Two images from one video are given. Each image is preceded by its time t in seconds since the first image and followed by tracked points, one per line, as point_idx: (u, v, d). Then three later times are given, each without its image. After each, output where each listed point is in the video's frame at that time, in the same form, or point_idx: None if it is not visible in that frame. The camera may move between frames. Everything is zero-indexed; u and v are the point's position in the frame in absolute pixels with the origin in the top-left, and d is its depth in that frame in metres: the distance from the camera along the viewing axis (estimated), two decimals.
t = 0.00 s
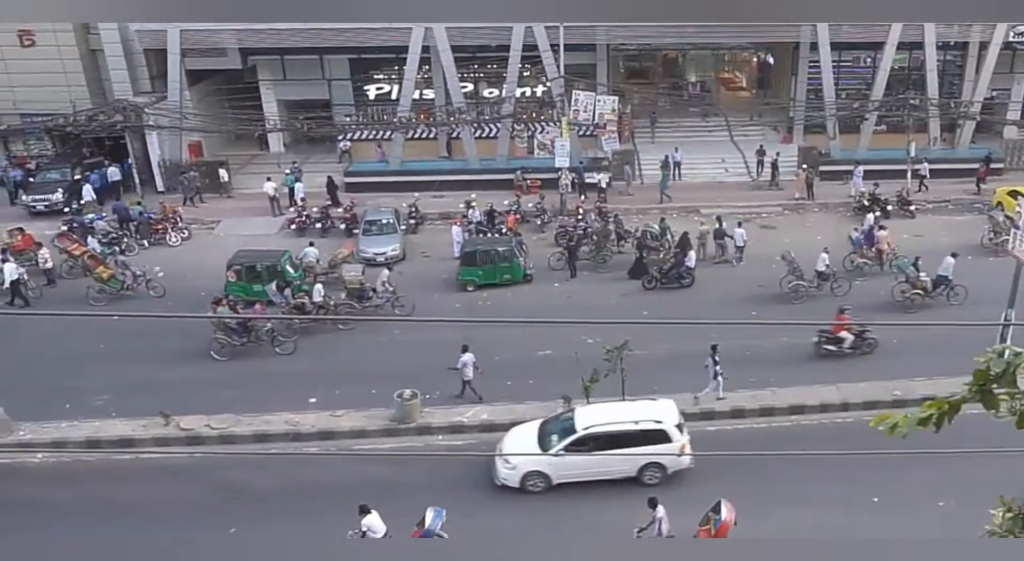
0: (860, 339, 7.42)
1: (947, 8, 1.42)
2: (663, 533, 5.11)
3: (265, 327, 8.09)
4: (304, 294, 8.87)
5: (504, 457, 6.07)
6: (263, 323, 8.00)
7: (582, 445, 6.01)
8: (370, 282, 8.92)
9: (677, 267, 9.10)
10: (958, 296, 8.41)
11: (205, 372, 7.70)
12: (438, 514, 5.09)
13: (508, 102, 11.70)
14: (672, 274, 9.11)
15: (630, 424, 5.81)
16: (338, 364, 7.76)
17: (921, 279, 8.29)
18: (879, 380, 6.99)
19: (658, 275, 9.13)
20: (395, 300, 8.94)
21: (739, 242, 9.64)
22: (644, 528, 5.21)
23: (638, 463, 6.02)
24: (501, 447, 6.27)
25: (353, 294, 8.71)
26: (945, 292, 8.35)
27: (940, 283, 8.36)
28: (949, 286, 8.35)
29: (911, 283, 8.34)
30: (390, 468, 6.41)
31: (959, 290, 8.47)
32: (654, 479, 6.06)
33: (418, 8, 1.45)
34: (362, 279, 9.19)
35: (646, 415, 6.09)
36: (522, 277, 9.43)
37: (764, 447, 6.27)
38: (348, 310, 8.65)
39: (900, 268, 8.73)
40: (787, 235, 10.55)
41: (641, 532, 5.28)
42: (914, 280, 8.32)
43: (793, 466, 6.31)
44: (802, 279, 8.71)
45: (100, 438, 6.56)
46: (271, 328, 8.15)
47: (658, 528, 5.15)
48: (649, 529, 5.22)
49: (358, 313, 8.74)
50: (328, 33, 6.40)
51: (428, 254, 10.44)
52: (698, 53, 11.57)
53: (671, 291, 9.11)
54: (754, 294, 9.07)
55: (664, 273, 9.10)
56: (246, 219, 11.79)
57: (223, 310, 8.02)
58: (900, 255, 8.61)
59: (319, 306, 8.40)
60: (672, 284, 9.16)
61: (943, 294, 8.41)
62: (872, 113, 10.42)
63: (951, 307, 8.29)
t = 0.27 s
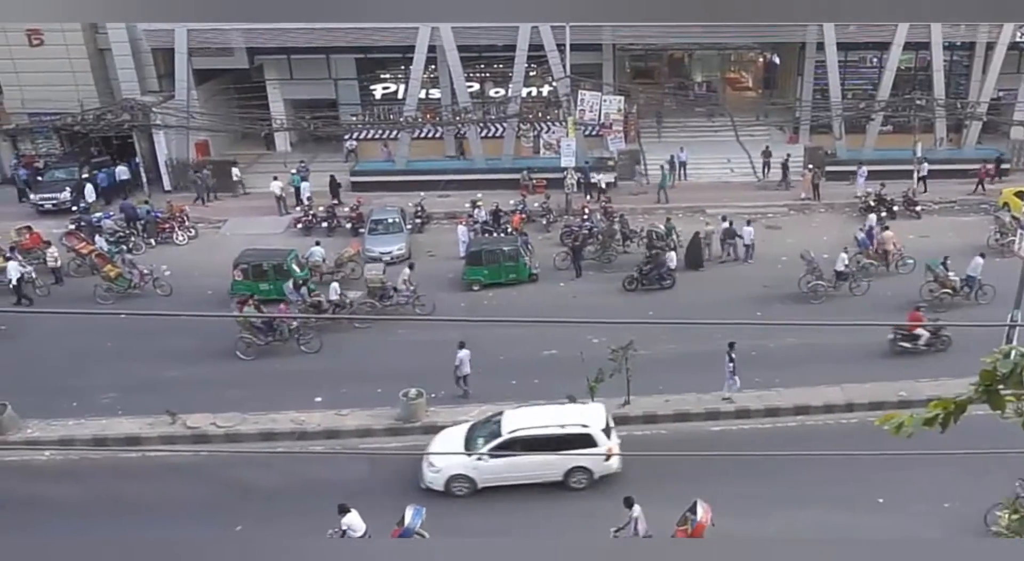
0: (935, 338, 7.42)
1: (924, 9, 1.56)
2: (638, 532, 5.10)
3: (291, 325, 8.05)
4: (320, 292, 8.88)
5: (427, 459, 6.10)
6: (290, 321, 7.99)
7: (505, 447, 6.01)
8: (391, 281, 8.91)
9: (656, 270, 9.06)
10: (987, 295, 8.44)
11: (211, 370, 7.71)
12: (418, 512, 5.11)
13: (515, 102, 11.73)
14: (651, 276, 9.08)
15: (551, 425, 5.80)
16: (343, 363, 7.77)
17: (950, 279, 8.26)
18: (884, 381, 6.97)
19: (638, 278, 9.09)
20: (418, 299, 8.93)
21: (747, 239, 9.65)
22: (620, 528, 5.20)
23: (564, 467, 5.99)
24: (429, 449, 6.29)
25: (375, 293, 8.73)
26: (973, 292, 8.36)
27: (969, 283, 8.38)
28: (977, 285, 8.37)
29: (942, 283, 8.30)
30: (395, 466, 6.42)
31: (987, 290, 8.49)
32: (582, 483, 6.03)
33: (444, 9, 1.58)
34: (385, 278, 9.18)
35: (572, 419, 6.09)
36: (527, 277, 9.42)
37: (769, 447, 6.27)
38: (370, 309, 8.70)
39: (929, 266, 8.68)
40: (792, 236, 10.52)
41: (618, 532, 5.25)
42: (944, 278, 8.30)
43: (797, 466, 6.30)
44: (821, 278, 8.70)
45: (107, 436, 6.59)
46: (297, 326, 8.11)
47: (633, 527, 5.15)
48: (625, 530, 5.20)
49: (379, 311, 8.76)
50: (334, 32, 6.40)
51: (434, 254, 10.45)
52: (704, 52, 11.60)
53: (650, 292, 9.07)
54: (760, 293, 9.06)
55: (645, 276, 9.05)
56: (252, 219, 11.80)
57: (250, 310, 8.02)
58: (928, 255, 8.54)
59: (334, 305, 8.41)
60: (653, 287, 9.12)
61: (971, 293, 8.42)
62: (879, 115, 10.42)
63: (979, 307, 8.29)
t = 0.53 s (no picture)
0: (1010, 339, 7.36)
1: (925, 9, 1.66)
2: (611, 531, 5.15)
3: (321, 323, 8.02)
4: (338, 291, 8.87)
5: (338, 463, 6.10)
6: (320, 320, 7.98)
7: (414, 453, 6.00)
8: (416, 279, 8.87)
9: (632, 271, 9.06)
10: None
11: (218, 368, 7.73)
12: (394, 511, 5.19)
13: (521, 102, 11.73)
14: (627, 277, 9.08)
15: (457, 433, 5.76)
16: (349, 362, 7.78)
17: (988, 279, 8.22)
18: (891, 382, 6.95)
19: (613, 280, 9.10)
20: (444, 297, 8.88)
21: (758, 237, 9.66)
22: (593, 527, 5.23)
23: (474, 471, 5.99)
24: (342, 452, 6.29)
25: (400, 292, 8.69)
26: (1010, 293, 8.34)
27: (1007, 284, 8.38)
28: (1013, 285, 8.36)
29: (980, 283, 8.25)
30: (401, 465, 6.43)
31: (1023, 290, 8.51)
32: (492, 487, 6.04)
33: (465, 9, 1.65)
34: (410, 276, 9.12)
35: (483, 423, 6.00)
36: (533, 276, 9.42)
37: (775, 447, 6.26)
38: (397, 308, 8.69)
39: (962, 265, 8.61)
40: (799, 237, 10.45)
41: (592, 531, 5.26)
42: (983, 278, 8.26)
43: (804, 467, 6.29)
44: (844, 279, 8.66)
45: (115, 434, 6.62)
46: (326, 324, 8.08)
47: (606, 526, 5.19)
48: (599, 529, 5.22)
49: (405, 310, 8.73)
50: (341, 32, 6.42)
51: (439, 254, 10.46)
52: (712, 52, 11.88)
53: (627, 294, 9.06)
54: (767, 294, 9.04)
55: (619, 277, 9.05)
56: (259, 217, 11.82)
57: (279, 309, 8.00)
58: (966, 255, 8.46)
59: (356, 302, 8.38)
60: (629, 289, 9.10)
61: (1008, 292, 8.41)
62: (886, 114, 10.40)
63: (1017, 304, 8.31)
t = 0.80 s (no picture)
0: None
1: (933, 9, 1.66)
2: (583, 530, 5.16)
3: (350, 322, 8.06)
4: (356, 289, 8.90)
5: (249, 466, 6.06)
6: (350, 318, 8.05)
7: (326, 454, 5.99)
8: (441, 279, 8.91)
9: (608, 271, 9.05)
10: None
11: (225, 366, 7.76)
12: (369, 510, 5.28)
13: (527, 101, 11.74)
14: (603, 278, 9.07)
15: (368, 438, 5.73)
16: (356, 361, 7.80)
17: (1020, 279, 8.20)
18: (898, 383, 6.94)
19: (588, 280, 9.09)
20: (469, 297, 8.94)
21: (768, 236, 9.68)
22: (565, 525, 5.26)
23: (388, 473, 6.01)
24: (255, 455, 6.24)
25: (423, 292, 8.73)
26: None
27: None
28: None
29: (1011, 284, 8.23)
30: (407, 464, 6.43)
31: None
32: (404, 489, 6.05)
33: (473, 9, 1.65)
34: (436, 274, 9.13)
35: (393, 425, 6.03)
36: (540, 276, 9.43)
37: (781, 447, 6.26)
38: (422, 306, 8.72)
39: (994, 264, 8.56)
40: (806, 238, 10.43)
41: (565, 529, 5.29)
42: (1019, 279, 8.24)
43: (810, 468, 6.29)
44: (866, 278, 8.67)
45: (123, 431, 6.65)
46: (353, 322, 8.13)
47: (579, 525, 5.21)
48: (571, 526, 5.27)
49: (429, 310, 8.79)
50: (349, 32, 6.44)
51: (446, 253, 10.48)
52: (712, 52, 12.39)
53: (604, 294, 9.04)
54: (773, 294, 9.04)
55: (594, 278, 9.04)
56: (266, 216, 11.86)
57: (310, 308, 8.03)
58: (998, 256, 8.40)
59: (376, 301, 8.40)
60: (606, 289, 9.09)
61: None
62: (892, 114, 10.41)
63: None
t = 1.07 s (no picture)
0: None
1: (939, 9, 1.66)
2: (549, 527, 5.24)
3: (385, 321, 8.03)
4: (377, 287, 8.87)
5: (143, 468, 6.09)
6: (384, 318, 8.01)
7: (220, 456, 6.02)
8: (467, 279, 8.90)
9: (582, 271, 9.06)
10: None
11: (232, 365, 7.78)
12: (338, 510, 5.34)
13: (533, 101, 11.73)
14: (578, 279, 9.07)
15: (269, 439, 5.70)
16: (362, 360, 7.81)
17: None
18: (905, 384, 6.93)
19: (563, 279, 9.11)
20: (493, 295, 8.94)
21: (777, 234, 9.71)
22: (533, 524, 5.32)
23: (280, 475, 6.02)
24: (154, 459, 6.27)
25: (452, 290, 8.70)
26: None
27: None
28: None
29: None
30: (413, 463, 6.45)
31: None
32: (298, 492, 6.06)
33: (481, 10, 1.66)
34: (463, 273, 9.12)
35: (288, 427, 6.07)
36: (546, 276, 9.42)
37: (786, 448, 6.26)
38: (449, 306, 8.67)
39: None
40: (812, 238, 10.40)
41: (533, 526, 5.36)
42: None
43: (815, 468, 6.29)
44: (890, 277, 8.64)
45: (130, 429, 6.67)
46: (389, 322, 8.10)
47: (545, 522, 5.29)
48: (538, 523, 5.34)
49: (456, 309, 8.72)
50: (353, 31, 6.44)
51: (452, 252, 10.48)
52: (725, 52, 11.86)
53: (578, 295, 9.05)
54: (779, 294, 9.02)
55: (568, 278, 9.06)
56: (272, 215, 11.88)
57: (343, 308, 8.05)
58: None
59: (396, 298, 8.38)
60: (581, 290, 9.10)
61: None
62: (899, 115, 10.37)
63: None
